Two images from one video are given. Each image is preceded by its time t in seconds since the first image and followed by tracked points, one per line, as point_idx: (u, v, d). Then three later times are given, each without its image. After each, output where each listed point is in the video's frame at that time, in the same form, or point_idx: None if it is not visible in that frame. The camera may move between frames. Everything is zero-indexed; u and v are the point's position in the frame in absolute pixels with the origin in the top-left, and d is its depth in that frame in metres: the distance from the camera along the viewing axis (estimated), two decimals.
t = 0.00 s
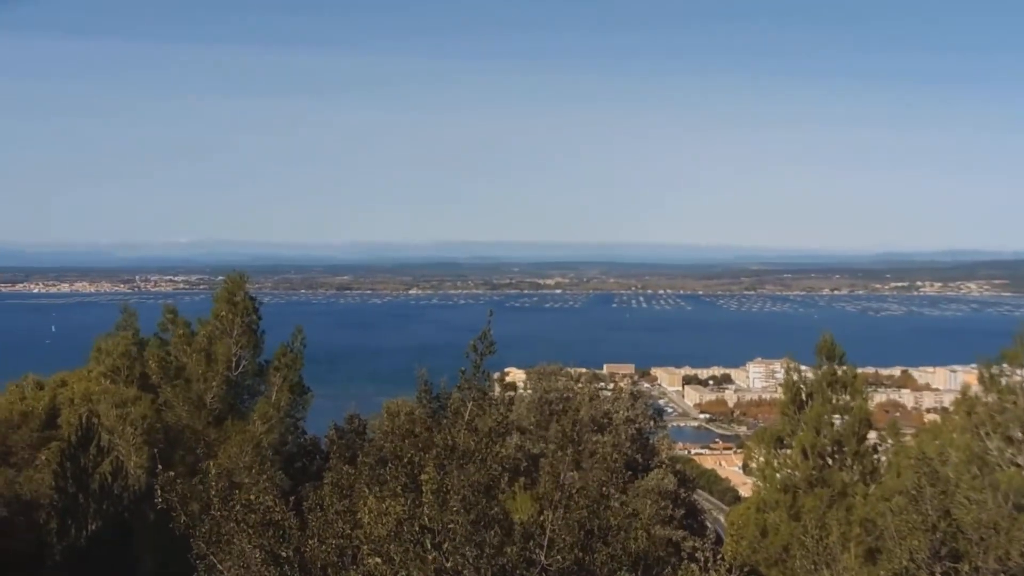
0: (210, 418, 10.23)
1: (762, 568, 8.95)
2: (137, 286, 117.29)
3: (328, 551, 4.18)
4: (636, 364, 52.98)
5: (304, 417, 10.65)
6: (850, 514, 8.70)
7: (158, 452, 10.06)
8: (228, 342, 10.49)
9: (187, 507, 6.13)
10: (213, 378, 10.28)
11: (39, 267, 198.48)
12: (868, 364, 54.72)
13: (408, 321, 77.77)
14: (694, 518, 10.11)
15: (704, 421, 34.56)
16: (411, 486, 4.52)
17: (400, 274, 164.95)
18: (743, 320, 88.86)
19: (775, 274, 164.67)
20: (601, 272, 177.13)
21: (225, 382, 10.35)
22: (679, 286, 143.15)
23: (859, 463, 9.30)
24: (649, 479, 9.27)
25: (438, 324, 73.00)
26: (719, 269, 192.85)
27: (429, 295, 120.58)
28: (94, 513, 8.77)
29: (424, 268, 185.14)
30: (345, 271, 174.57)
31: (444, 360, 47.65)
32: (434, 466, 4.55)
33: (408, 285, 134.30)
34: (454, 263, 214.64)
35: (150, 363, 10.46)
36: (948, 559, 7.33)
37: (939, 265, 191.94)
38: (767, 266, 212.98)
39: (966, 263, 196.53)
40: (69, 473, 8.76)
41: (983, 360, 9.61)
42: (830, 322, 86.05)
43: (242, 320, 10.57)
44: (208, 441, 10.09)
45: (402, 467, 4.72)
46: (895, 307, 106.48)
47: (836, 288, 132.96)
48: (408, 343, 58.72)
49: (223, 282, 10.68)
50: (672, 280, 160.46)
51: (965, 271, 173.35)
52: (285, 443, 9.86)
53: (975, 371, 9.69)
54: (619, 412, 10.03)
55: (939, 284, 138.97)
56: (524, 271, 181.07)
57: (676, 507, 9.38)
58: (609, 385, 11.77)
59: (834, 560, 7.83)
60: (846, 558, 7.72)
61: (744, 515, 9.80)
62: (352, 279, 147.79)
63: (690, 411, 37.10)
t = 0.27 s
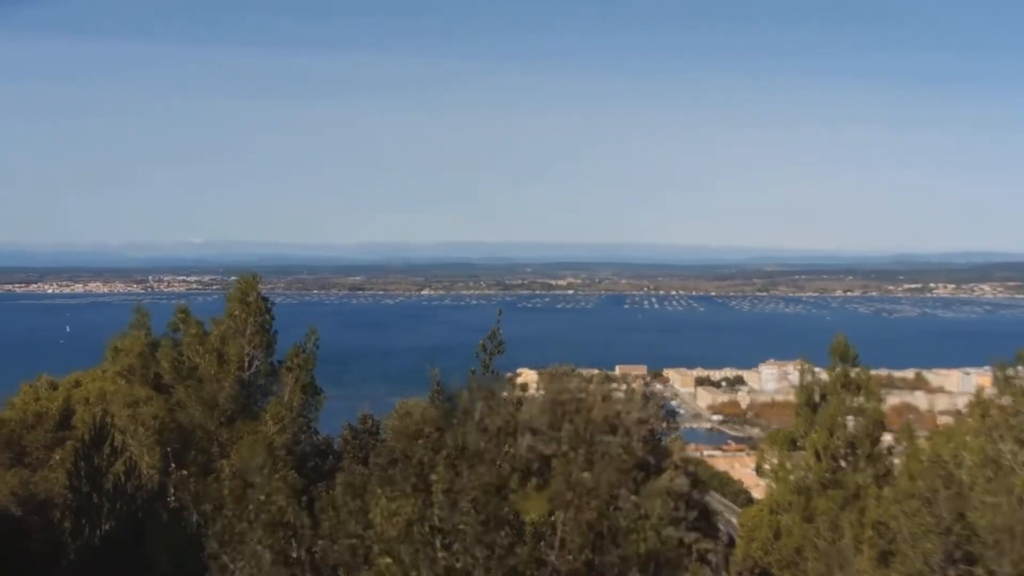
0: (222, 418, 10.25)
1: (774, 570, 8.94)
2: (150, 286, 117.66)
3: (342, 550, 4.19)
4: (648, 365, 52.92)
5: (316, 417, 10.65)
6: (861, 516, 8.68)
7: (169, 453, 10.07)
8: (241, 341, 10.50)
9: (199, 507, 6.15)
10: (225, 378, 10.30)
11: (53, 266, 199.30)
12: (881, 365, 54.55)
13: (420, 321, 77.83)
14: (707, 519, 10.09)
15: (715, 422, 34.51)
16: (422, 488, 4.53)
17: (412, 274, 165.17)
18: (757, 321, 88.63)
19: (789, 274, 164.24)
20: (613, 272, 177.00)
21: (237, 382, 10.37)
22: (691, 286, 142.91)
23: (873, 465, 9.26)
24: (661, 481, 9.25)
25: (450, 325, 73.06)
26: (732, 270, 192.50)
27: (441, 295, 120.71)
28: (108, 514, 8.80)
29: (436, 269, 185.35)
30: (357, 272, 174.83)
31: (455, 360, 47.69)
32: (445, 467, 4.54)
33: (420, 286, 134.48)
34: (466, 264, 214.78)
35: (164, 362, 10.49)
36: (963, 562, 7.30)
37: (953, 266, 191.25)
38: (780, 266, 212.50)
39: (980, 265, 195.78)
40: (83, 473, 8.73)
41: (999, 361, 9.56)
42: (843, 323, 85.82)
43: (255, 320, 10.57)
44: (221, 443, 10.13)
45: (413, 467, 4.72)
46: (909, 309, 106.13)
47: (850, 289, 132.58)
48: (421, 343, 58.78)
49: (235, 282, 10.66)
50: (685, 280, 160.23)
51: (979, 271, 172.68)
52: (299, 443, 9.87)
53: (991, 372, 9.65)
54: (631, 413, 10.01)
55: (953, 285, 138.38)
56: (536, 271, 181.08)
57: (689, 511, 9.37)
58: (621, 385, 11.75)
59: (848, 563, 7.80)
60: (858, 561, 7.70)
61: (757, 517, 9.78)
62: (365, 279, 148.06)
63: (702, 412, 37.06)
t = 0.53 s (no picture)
0: (247, 417, 10.28)
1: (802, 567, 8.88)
2: (174, 287, 118.28)
3: (365, 549, 4.17)
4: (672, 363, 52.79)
5: (341, 416, 10.68)
6: (889, 514, 8.62)
7: (194, 452, 10.13)
8: (266, 342, 10.55)
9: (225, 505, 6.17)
10: (250, 378, 10.35)
11: (77, 269, 200.41)
12: (906, 361, 54.25)
13: (443, 321, 77.91)
14: (733, 517, 10.04)
15: (739, 419, 34.40)
16: (444, 487, 4.53)
17: (434, 273, 165.25)
18: (781, 318, 88.21)
19: (812, 270, 163.34)
20: (636, 270, 176.69)
21: (262, 381, 10.41)
22: (714, 283, 142.44)
23: (900, 461, 9.18)
24: (686, 478, 9.23)
25: (473, 324, 73.09)
26: (756, 266, 191.69)
27: (464, 294, 120.74)
28: (134, 514, 8.87)
29: (458, 268, 185.50)
30: (379, 271, 175.13)
31: (478, 359, 47.69)
32: (468, 466, 4.53)
33: (443, 285, 134.55)
34: (488, 263, 214.86)
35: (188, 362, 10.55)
36: (993, 559, 7.22)
37: (979, 261, 189.93)
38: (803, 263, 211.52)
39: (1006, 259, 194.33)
40: (109, 473, 8.81)
41: None
42: (868, 319, 85.41)
43: (280, 320, 10.61)
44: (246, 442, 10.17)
45: (435, 467, 4.71)
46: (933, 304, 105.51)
47: (874, 284, 131.88)
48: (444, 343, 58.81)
49: (259, 283, 10.70)
50: (707, 277, 159.66)
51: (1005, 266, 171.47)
52: (323, 443, 9.89)
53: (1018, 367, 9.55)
54: (656, 411, 9.98)
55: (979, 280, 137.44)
56: (558, 269, 180.96)
57: (715, 508, 9.34)
58: (646, 383, 11.74)
59: (877, 561, 7.75)
60: (887, 558, 7.64)
61: (784, 514, 9.71)
62: (387, 279, 148.37)
63: (727, 409, 36.92)
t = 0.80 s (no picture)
0: (274, 417, 10.34)
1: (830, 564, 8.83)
2: (201, 288, 118.96)
3: (390, 548, 4.16)
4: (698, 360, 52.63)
5: (367, 414, 10.69)
6: (919, 512, 8.56)
7: (221, 452, 10.19)
8: (293, 343, 10.59)
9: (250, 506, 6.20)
10: (277, 378, 10.39)
11: (105, 270, 201.94)
12: (935, 356, 53.90)
13: (469, 319, 77.95)
14: (760, 514, 10.02)
15: (766, 416, 34.25)
16: (469, 486, 4.52)
17: (459, 272, 165.45)
18: (807, 314, 87.72)
19: (839, 266, 162.33)
20: (661, 267, 176.21)
21: (289, 381, 10.46)
22: (740, 280, 141.85)
23: (929, 458, 9.12)
24: (713, 476, 9.20)
25: (499, 322, 73.11)
26: (782, 263, 190.74)
27: (489, 292, 120.79)
28: (162, 513, 8.94)
29: (484, 267, 185.38)
30: (405, 271, 175.51)
31: (504, 357, 47.69)
32: (493, 465, 4.52)
33: (469, 284, 134.57)
34: (513, 261, 214.85)
35: (216, 363, 10.62)
36: None
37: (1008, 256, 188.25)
38: (830, 259, 210.28)
39: None
40: (137, 472, 8.95)
41: None
42: (896, 314, 84.88)
43: (307, 321, 10.66)
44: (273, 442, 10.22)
45: (460, 466, 4.71)
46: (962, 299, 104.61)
47: (902, 280, 131.01)
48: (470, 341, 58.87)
49: (287, 283, 10.77)
50: (734, 273, 159.14)
51: None
52: (349, 443, 9.92)
53: None
54: (682, 409, 9.96)
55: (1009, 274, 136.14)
56: (583, 267, 180.68)
57: (742, 506, 9.30)
58: (671, 381, 11.70)
59: (906, 558, 7.69)
60: (919, 556, 7.57)
61: (812, 511, 9.68)
62: (413, 278, 148.58)
63: (753, 407, 36.74)
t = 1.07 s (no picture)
0: (294, 414, 10.37)
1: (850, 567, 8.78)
2: (223, 284, 119.52)
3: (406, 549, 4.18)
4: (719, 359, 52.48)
5: (386, 412, 10.70)
6: (940, 515, 8.50)
7: (241, 447, 10.22)
8: (314, 340, 10.62)
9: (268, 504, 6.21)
10: (298, 375, 10.40)
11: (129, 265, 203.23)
12: (959, 358, 53.55)
13: (490, 317, 78.01)
14: (779, 515, 9.98)
15: (787, 417, 34.11)
16: (486, 486, 4.51)
17: (481, 270, 165.62)
18: (830, 314, 87.34)
19: (861, 266, 161.51)
20: (682, 266, 175.78)
21: (309, 378, 10.48)
22: (762, 279, 141.34)
23: (950, 461, 9.05)
24: (733, 476, 9.15)
25: (520, 320, 73.12)
26: (804, 262, 189.96)
27: (510, 291, 120.81)
28: (182, 508, 8.98)
29: (504, 264, 185.43)
30: (426, 268, 175.85)
31: (524, 356, 47.69)
32: (511, 466, 4.50)
33: (490, 281, 134.63)
34: (534, 259, 214.79)
35: (236, 358, 10.65)
36: None
37: None
38: (853, 259, 209.22)
39: None
40: (157, 466, 9.08)
41: None
42: (919, 315, 84.38)
43: (328, 318, 10.67)
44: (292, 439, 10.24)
45: (477, 466, 4.69)
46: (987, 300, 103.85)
47: (925, 280, 130.27)
48: (491, 339, 58.89)
49: (309, 280, 10.77)
50: (756, 272, 158.64)
51: None
52: (369, 440, 9.93)
53: None
54: (702, 408, 9.92)
55: None
56: (604, 266, 180.50)
57: (762, 506, 9.25)
58: (691, 381, 11.66)
59: (927, 561, 7.63)
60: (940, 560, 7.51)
61: (832, 513, 9.63)
62: (434, 276, 148.81)
63: (774, 407, 36.63)
